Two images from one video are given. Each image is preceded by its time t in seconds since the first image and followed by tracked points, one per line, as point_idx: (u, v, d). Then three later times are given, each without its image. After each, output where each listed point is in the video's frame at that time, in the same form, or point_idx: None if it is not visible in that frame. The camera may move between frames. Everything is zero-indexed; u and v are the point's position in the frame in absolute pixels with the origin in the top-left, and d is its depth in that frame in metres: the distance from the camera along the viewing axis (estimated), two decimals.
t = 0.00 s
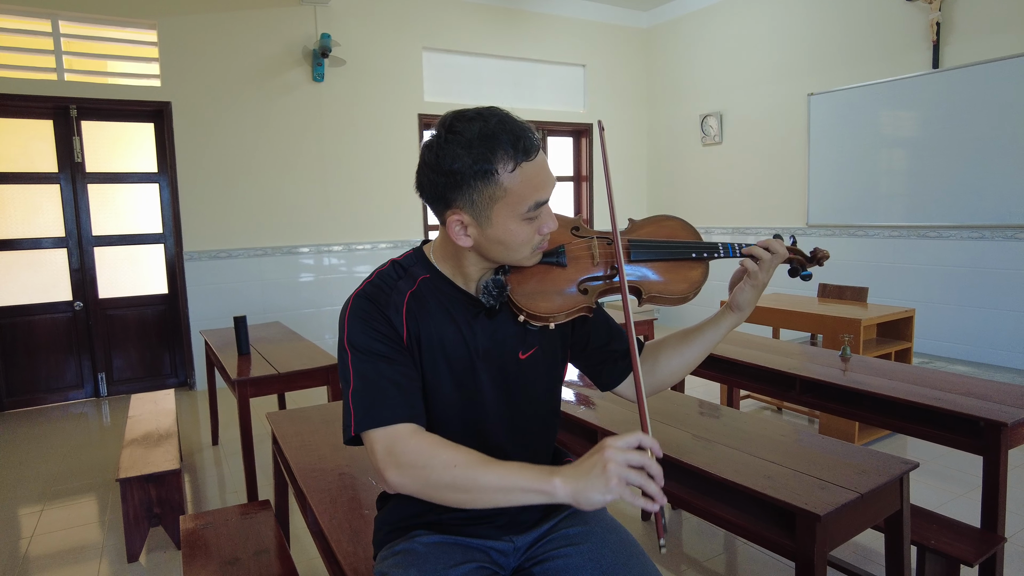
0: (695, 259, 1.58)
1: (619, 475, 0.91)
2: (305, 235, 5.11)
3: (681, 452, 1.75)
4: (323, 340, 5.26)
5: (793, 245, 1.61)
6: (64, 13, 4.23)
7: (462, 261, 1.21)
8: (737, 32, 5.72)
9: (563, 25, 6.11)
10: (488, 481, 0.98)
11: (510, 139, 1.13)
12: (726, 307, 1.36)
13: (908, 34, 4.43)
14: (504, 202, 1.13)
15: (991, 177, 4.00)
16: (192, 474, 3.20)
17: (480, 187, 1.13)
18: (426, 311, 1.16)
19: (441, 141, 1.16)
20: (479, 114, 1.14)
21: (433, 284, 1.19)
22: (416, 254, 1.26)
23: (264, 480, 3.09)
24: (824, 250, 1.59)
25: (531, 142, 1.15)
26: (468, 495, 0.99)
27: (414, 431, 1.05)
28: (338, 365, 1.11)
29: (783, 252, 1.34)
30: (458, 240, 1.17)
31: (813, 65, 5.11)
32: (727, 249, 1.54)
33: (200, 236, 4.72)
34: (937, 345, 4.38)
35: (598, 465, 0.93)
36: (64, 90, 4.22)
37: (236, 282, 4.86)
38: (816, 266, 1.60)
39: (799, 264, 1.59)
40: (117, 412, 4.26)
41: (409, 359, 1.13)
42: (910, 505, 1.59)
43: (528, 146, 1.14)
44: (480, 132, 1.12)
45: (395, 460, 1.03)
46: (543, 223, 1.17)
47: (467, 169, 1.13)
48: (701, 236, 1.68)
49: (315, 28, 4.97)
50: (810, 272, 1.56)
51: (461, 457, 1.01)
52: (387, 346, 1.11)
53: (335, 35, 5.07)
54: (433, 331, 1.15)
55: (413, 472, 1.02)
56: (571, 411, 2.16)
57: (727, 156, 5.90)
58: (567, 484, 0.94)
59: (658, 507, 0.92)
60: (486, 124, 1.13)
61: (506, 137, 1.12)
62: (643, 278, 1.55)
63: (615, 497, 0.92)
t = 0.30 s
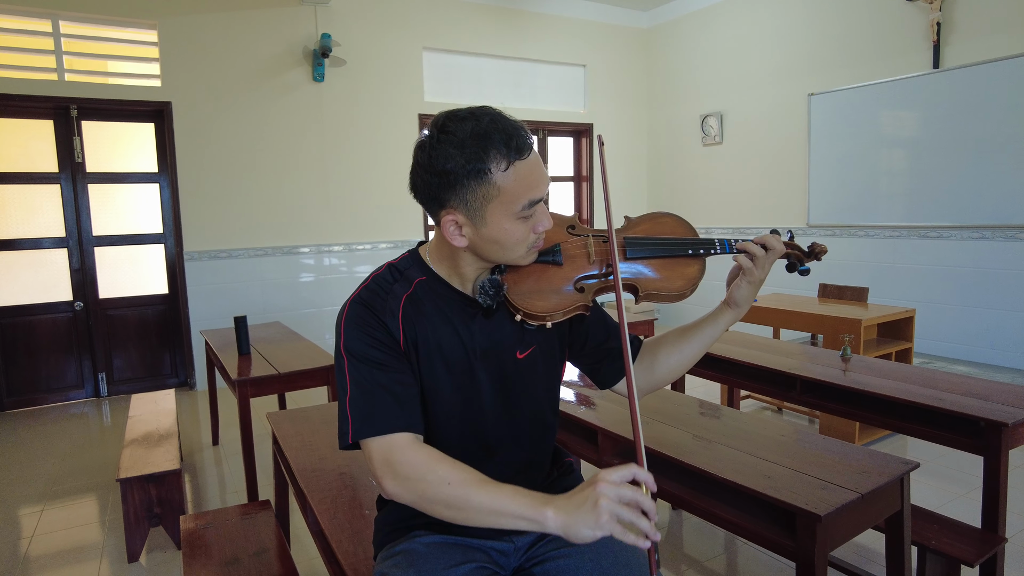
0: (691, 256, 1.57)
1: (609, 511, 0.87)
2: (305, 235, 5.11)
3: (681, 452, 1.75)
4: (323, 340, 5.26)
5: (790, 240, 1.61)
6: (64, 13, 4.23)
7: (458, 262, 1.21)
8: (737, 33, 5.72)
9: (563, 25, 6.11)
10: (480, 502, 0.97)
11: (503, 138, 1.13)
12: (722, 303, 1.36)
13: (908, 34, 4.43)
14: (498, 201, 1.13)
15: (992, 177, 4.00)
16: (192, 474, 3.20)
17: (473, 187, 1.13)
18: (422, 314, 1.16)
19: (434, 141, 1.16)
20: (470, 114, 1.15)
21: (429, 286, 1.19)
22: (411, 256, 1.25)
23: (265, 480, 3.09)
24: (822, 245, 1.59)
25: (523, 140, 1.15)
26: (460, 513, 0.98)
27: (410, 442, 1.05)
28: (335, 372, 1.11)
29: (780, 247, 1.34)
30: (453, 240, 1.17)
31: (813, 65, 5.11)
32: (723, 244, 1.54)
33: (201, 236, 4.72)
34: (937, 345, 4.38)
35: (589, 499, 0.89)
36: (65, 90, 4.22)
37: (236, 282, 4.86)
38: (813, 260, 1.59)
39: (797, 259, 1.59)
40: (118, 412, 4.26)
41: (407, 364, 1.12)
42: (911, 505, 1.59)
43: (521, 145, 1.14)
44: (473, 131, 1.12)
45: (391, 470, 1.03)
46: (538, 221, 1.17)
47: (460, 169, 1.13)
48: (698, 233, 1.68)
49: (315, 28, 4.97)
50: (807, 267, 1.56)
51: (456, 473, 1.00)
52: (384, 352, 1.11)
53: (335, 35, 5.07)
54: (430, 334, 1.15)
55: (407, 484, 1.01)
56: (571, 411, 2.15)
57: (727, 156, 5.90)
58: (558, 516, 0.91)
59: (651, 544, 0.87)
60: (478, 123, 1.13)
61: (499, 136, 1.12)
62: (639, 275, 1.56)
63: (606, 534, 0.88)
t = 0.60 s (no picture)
0: (691, 256, 1.57)
1: (603, 543, 0.92)
2: (305, 235, 5.11)
3: (681, 452, 1.75)
4: (323, 340, 5.26)
5: (792, 241, 1.61)
6: (65, 13, 4.23)
7: (458, 261, 1.21)
8: (737, 33, 5.72)
9: (563, 25, 6.10)
10: (482, 520, 0.99)
11: (503, 137, 1.13)
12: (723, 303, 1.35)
13: (908, 34, 4.43)
14: (498, 200, 1.13)
15: (992, 177, 4.00)
16: (192, 475, 3.20)
17: (473, 185, 1.13)
18: (422, 316, 1.16)
19: (434, 140, 1.15)
20: (470, 113, 1.15)
21: (429, 286, 1.19)
22: (411, 255, 1.25)
23: (264, 480, 3.08)
24: (823, 245, 1.59)
25: (523, 138, 1.15)
26: (462, 528, 1.00)
27: (412, 452, 1.06)
28: (335, 375, 1.11)
29: (781, 247, 1.37)
30: (453, 239, 1.17)
31: (813, 64, 5.11)
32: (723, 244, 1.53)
33: (201, 236, 4.72)
34: (938, 345, 4.38)
35: (583, 530, 0.93)
36: (65, 90, 4.22)
37: (236, 282, 4.86)
38: (815, 261, 1.59)
39: (798, 259, 1.59)
40: (118, 412, 4.27)
41: (407, 366, 1.13)
42: (911, 505, 1.59)
43: (520, 143, 1.14)
44: (473, 130, 1.12)
45: (392, 477, 1.05)
46: (538, 220, 1.17)
47: (460, 168, 1.13)
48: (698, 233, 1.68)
49: (316, 28, 4.97)
50: (808, 268, 1.56)
51: (459, 490, 1.02)
52: (384, 355, 1.11)
53: (335, 35, 5.07)
54: (430, 335, 1.15)
55: (409, 495, 1.03)
56: (571, 411, 2.16)
57: (727, 156, 5.90)
58: (553, 541, 0.95)
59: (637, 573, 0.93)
60: (479, 122, 1.13)
61: (499, 135, 1.12)
62: (639, 274, 1.56)
63: (597, 563, 0.92)
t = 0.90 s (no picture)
0: (694, 258, 1.58)
1: (601, 504, 0.95)
2: (306, 235, 5.11)
3: (681, 452, 1.75)
4: (323, 340, 5.26)
5: (795, 243, 1.61)
6: (65, 13, 4.24)
7: (460, 261, 1.21)
8: (737, 33, 5.72)
9: (563, 25, 6.10)
10: (478, 500, 1.01)
11: (507, 138, 1.13)
12: (726, 305, 1.36)
13: (908, 34, 4.43)
14: (501, 200, 1.13)
15: (992, 177, 4.00)
16: (192, 475, 3.20)
17: (476, 185, 1.13)
18: (423, 315, 1.16)
19: (438, 140, 1.16)
20: (475, 113, 1.15)
21: (431, 285, 1.19)
22: (414, 254, 1.25)
23: (265, 480, 3.09)
24: (826, 248, 1.59)
25: (528, 140, 1.15)
26: (459, 511, 1.02)
27: (410, 449, 1.06)
28: (334, 372, 1.11)
29: (784, 250, 1.35)
30: (455, 239, 1.17)
31: (813, 64, 5.11)
32: (726, 247, 1.54)
33: (201, 236, 4.72)
34: (938, 345, 4.38)
35: (581, 495, 0.96)
36: (65, 90, 4.22)
37: (236, 282, 4.86)
38: (818, 264, 1.59)
39: (801, 262, 1.59)
40: (118, 412, 4.27)
41: (406, 365, 1.13)
42: (911, 505, 1.59)
43: (525, 145, 1.14)
44: (477, 131, 1.12)
45: (389, 473, 1.06)
46: (541, 221, 1.17)
47: (463, 168, 1.13)
48: (701, 235, 1.68)
49: (316, 28, 4.97)
50: (811, 271, 1.56)
51: (455, 477, 1.04)
52: (383, 354, 1.11)
53: (336, 35, 5.07)
54: (431, 334, 1.15)
55: (406, 487, 1.05)
56: (571, 412, 2.16)
57: (727, 156, 5.90)
58: (552, 509, 0.97)
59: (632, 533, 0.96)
60: (483, 123, 1.13)
61: (502, 135, 1.12)
62: (641, 275, 1.55)
63: (596, 526, 0.96)
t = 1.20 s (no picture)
0: (693, 257, 1.58)
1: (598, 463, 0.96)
2: (306, 235, 5.11)
3: (681, 452, 1.75)
4: (323, 341, 5.26)
5: (794, 242, 1.61)
6: (65, 13, 4.24)
7: (460, 260, 1.21)
8: (737, 33, 5.72)
9: (563, 25, 6.10)
10: (477, 477, 1.01)
11: (505, 136, 1.13)
12: (726, 304, 1.36)
13: (908, 34, 4.43)
14: (500, 199, 1.13)
15: (992, 177, 4.00)
16: (192, 475, 3.20)
17: (475, 184, 1.13)
18: (423, 313, 1.16)
19: (437, 139, 1.16)
20: (473, 112, 1.15)
21: (431, 283, 1.19)
22: (414, 253, 1.25)
23: (264, 480, 3.09)
24: (826, 247, 1.59)
25: (526, 138, 1.15)
26: (458, 493, 1.03)
27: (406, 441, 1.07)
28: (332, 368, 1.11)
29: (782, 249, 1.34)
30: (455, 238, 1.17)
31: (813, 64, 5.11)
32: (726, 246, 1.54)
33: (201, 236, 4.73)
34: (938, 345, 4.38)
35: (578, 455, 0.97)
36: (65, 90, 4.23)
37: (236, 282, 4.86)
38: (817, 263, 1.59)
39: (800, 262, 1.59)
40: (118, 412, 4.27)
41: (405, 362, 1.13)
42: (911, 505, 1.59)
43: (523, 143, 1.14)
44: (475, 129, 1.13)
45: (386, 468, 1.06)
46: (540, 220, 1.17)
47: (462, 166, 1.13)
48: (700, 234, 1.68)
49: (316, 28, 4.97)
50: (810, 270, 1.55)
51: (452, 459, 1.04)
52: (382, 351, 1.11)
53: (335, 35, 5.07)
54: (430, 332, 1.15)
55: (403, 479, 1.05)
56: (571, 411, 2.16)
57: (727, 156, 5.90)
58: (551, 472, 0.99)
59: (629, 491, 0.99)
60: (482, 121, 1.13)
61: (501, 134, 1.13)
62: (640, 274, 1.56)
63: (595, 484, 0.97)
